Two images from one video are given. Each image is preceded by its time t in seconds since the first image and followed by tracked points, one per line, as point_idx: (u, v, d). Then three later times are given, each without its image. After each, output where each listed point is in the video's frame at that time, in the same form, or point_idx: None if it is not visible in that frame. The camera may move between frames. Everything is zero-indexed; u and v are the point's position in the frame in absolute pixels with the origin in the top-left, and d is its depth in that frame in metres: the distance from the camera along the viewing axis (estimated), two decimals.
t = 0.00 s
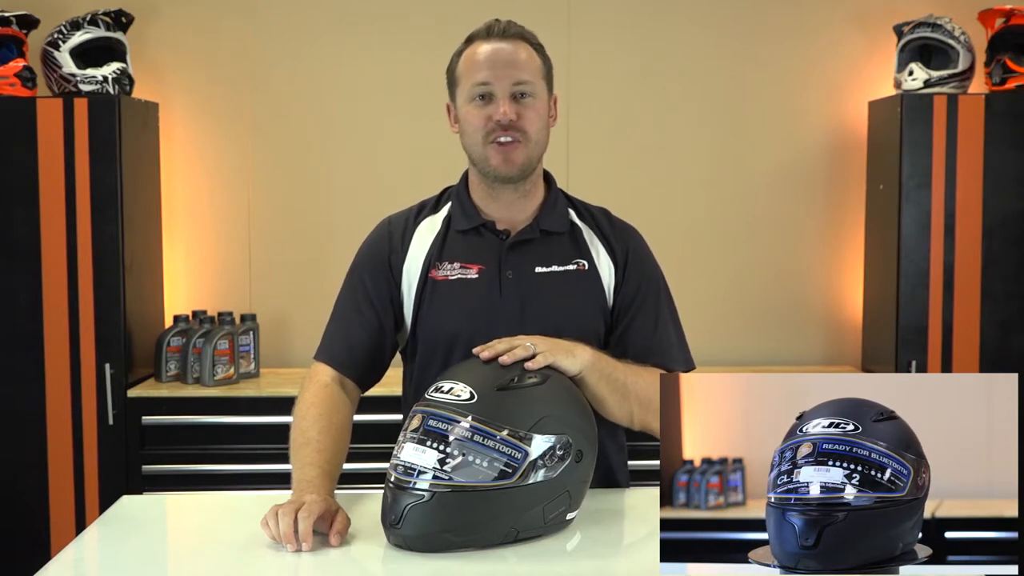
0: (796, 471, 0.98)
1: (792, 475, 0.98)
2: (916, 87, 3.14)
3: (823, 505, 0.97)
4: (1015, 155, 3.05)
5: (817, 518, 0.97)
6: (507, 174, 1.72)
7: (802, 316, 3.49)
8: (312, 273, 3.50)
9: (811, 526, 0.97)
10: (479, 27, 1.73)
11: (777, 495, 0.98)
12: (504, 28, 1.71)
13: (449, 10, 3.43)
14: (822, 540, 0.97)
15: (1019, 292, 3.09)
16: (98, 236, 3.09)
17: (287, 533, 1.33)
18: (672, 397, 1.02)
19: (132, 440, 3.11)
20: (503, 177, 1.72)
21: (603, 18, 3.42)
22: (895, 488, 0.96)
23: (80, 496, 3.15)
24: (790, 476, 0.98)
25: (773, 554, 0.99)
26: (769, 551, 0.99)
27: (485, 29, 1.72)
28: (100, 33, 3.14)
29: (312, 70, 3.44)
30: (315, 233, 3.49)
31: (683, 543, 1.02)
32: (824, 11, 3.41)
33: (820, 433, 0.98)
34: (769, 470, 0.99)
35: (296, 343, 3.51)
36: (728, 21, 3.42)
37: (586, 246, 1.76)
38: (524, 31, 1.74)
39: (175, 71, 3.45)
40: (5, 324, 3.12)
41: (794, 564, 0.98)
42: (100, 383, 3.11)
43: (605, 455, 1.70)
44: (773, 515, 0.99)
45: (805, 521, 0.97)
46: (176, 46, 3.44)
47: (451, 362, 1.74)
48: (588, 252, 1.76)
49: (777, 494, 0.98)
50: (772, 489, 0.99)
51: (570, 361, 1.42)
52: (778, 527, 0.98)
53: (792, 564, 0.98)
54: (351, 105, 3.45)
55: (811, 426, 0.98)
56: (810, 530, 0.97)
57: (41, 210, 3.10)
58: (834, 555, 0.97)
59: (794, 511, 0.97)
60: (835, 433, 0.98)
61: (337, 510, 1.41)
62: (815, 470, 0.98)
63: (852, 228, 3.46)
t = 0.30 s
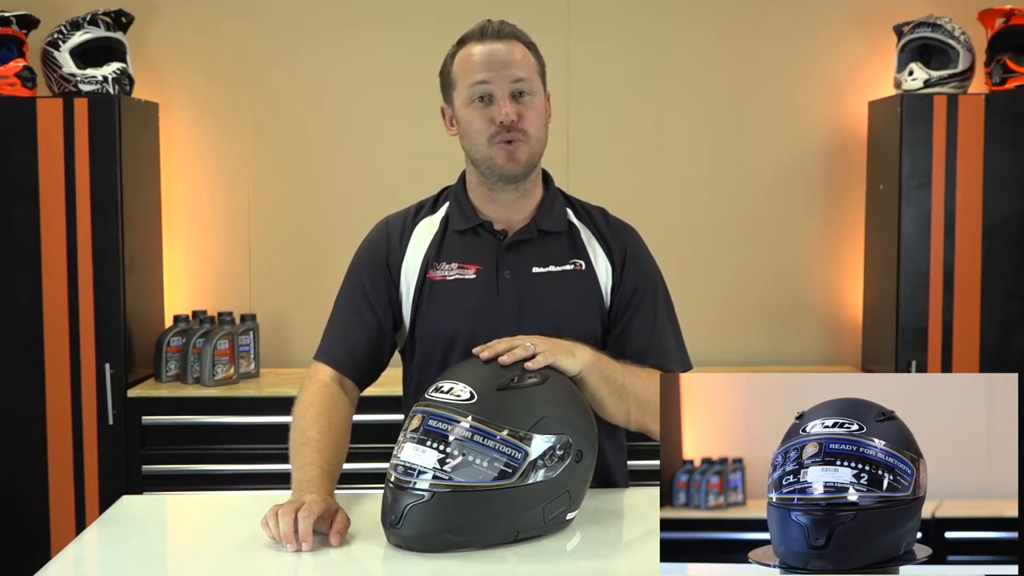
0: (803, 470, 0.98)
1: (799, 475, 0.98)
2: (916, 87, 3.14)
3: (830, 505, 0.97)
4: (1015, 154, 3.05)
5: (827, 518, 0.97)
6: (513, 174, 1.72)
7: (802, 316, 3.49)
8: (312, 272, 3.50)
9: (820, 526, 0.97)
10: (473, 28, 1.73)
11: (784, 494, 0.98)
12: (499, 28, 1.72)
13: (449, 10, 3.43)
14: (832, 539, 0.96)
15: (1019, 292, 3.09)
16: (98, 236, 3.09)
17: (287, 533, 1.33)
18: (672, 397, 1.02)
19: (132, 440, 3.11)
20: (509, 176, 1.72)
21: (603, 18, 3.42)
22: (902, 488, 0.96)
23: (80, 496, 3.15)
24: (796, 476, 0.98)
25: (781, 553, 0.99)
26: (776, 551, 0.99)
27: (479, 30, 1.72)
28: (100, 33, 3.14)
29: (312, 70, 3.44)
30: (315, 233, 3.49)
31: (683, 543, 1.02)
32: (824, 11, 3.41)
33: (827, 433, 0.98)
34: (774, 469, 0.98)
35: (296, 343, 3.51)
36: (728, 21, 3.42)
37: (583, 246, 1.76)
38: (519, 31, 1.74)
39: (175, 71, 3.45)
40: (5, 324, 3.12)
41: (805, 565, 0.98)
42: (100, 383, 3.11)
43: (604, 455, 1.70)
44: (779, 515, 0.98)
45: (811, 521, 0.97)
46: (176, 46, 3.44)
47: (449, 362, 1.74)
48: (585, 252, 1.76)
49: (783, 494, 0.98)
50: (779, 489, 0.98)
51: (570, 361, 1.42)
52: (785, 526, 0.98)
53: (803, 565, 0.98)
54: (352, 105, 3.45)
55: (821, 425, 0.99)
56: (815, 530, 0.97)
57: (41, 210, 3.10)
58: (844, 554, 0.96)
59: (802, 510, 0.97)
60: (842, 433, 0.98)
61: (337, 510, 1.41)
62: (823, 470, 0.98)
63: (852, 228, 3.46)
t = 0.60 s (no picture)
0: (810, 470, 0.97)
1: (805, 475, 0.98)
2: (916, 87, 3.14)
3: (835, 504, 0.97)
4: (1015, 154, 3.05)
5: (834, 518, 0.97)
6: (500, 178, 1.72)
7: (802, 316, 3.49)
8: (312, 272, 3.50)
9: (829, 526, 0.97)
10: (466, 28, 1.72)
11: (791, 494, 0.98)
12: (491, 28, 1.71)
13: (449, 10, 3.43)
14: (842, 540, 0.96)
15: (1019, 292, 3.09)
16: (97, 237, 3.09)
17: (287, 533, 1.33)
18: (672, 397, 1.02)
19: (132, 440, 3.11)
20: (496, 180, 1.72)
21: (603, 18, 3.42)
22: (906, 487, 0.97)
23: (80, 496, 3.15)
24: (802, 475, 0.98)
25: (788, 553, 0.99)
26: (782, 550, 0.99)
27: (472, 29, 1.71)
28: (100, 33, 3.14)
29: (312, 70, 3.44)
30: (315, 234, 3.49)
31: (684, 543, 1.02)
32: (824, 11, 3.41)
33: (831, 433, 0.98)
34: (779, 469, 0.98)
35: (296, 343, 3.51)
36: (728, 21, 3.42)
37: (581, 247, 1.76)
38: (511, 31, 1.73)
39: (175, 71, 3.45)
40: (5, 324, 3.12)
41: (813, 565, 0.98)
42: (100, 383, 3.11)
43: (604, 457, 1.70)
44: (786, 515, 0.98)
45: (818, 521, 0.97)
46: (177, 46, 3.44)
47: (446, 363, 1.75)
48: (583, 252, 1.76)
49: (788, 494, 0.98)
50: (786, 489, 0.98)
51: (570, 361, 1.42)
52: (792, 526, 0.98)
53: (811, 565, 0.98)
54: (352, 106, 3.45)
55: (824, 425, 0.98)
56: (820, 530, 0.97)
57: (41, 210, 3.10)
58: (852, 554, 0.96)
59: (809, 511, 0.97)
60: (847, 433, 0.98)
61: (337, 510, 1.41)
62: (830, 470, 0.98)
63: (853, 228, 3.46)
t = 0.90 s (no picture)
0: (818, 470, 0.97)
1: (813, 475, 0.97)
2: (916, 87, 3.14)
3: (839, 504, 0.96)
4: (1015, 155, 3.05)
5: (841, 519, 0.96)
6: (498, 173, 1.71)
7: (801, 316, 3.49)
8: (312, 272, 3.50)
9: (840, 526, 0.96)
10: (468, 28, 1.72)
11: (795, 495, 0.97)
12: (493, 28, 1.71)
13: (449, 10, 3.43)
14: (853, 539, 0.96)
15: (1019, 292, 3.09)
16: (97, 237, 3.09)
17: (287, 533, 1.33)
18: (672, 397, 1.02)
19: (132, 440, 3.11)
20: (495, 178, 1.72)
21: (603, 18, 3.42)
22: (908, 486, 0.97)
23: (80, 496, 3.15)
24: (808, 476, 0.97)
25: (797, 554, 0.98)
26: (787, 551, 0.99)
27: (474, 29, 1.71)
28: (100, 33, 3.14)
29: (312, 70, 3.44)
30: (316, 234, 3.49)
31: (683, 543, 1.02)
32: (824, 11, 3.41)
33: (836, 433, 0.97)
34: (784, 470, 0.98)
35: (296, 343, 3.51)
36: (728, 21, 3.42)
37: (578, 248, 1.76)
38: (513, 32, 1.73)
39: (175, 71, 3.45)
40: (5, 324, 3.12)
41: (823, 565, 0.98)
42: (100, 383, 3.11)
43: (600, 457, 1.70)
44: (793, 516, 0.98)
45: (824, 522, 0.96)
46: (177, 46, 3.44)
47: (443, 363, 1.75)
48: (580, 253, 1.76)
49: (792, 495, 0.97)
50: (794, 490, 0.97)
51: (570, 353, 1.41)
52: (799, 526, 0.97)
53: (821, 565, 0.98)
54: (352, 106, 3.45)
55: (827, 425, 0.98)
56: (825, 530, 0.97)
57: (41, 210, 3.10)
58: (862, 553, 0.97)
59: (816, 511, 0.97)
60: (851, 432, 0.97)
61: (337, 510, 1.41)
62: (838, 470, 0.97)
63: (853, 228, 3.46)
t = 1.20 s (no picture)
0: (825, 470, 0.97)
1: (821, 475, 0.97)
2: (916, 87, 3.14)
3: (843, 504, 0.96)
4: (1015, 155, 3.05)
5: (847, 519, 0.96)
6: (493, 174, 1.71)
7: (801, 316, 3.49)
8: (312, 272, 3.50)
9: (851, 526, 0.96)
10: (461, 28, 1.72)
11: (799, 495, 0.97)
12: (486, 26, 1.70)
13: (449, 10, 3.43)
14: (864, 539, 0.96)
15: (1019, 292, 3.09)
16: (97, 237, 3.09)
17: (287, 533, 1.33)
18: (672, 397, 1.02)
19: (133, 440, 3.11)
20: (491, 178, 1.72)
21: (603, 18, 3.42)
22: (908, 485, 0.96)
23: (80, 496, 3.15)
24: (813, 475, 0.97)
25: (805, 554, 0.98)
26: (789, 552, 0.99)
27: (467, 29, 1.71)
28: (100, 33, 3.14)
29: (312, 70, 3.44)
30: (316, 234, 3.49)
31: (683, 543, 1.02)
32: (824, 11, 3.41)
33: (842, 433, 0.97)
34: (789, 470, 0.97)
35: (296, 343, 3.51)
36: (728, 21, 3.42)
37: (577, 245, 1.76)
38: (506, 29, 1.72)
39: (175, 71, 3.45)
40: (5, 324, 3.12)
41: (833, 565, 0.97)
42: (100, 383, 3.11)
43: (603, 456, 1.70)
44: (798, 516, 0.97)
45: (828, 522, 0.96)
46: (177, 46, 3.44)
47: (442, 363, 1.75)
48: (580, 251, 1.76)
49: (796, 495, 0.97)
50: (798, 490, 0.97)
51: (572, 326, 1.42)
52: (803, 526, 0.97)
53: (831, 565, 0.97)
54: (352, 106, 3.45)
55: (829, 425, 0.98)
56: (828, 529, 0.96)
57: (40, 210, 3.10)
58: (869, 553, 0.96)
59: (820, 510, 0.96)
60: (854, 432, 0.97)
61: (337, 510, 1.41)
62: (846, 470, 0.96)
63: (853, 228, 3.46)
